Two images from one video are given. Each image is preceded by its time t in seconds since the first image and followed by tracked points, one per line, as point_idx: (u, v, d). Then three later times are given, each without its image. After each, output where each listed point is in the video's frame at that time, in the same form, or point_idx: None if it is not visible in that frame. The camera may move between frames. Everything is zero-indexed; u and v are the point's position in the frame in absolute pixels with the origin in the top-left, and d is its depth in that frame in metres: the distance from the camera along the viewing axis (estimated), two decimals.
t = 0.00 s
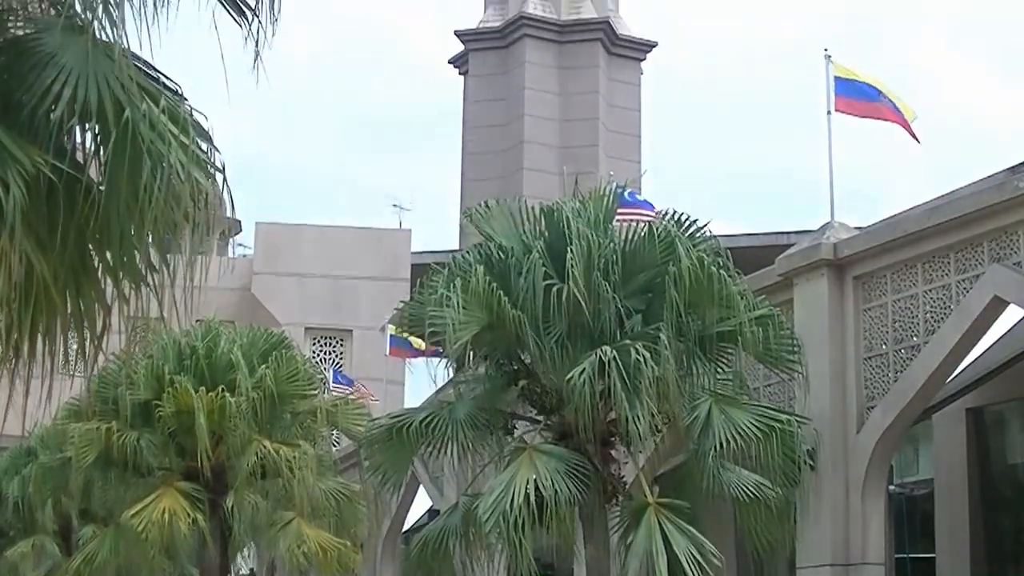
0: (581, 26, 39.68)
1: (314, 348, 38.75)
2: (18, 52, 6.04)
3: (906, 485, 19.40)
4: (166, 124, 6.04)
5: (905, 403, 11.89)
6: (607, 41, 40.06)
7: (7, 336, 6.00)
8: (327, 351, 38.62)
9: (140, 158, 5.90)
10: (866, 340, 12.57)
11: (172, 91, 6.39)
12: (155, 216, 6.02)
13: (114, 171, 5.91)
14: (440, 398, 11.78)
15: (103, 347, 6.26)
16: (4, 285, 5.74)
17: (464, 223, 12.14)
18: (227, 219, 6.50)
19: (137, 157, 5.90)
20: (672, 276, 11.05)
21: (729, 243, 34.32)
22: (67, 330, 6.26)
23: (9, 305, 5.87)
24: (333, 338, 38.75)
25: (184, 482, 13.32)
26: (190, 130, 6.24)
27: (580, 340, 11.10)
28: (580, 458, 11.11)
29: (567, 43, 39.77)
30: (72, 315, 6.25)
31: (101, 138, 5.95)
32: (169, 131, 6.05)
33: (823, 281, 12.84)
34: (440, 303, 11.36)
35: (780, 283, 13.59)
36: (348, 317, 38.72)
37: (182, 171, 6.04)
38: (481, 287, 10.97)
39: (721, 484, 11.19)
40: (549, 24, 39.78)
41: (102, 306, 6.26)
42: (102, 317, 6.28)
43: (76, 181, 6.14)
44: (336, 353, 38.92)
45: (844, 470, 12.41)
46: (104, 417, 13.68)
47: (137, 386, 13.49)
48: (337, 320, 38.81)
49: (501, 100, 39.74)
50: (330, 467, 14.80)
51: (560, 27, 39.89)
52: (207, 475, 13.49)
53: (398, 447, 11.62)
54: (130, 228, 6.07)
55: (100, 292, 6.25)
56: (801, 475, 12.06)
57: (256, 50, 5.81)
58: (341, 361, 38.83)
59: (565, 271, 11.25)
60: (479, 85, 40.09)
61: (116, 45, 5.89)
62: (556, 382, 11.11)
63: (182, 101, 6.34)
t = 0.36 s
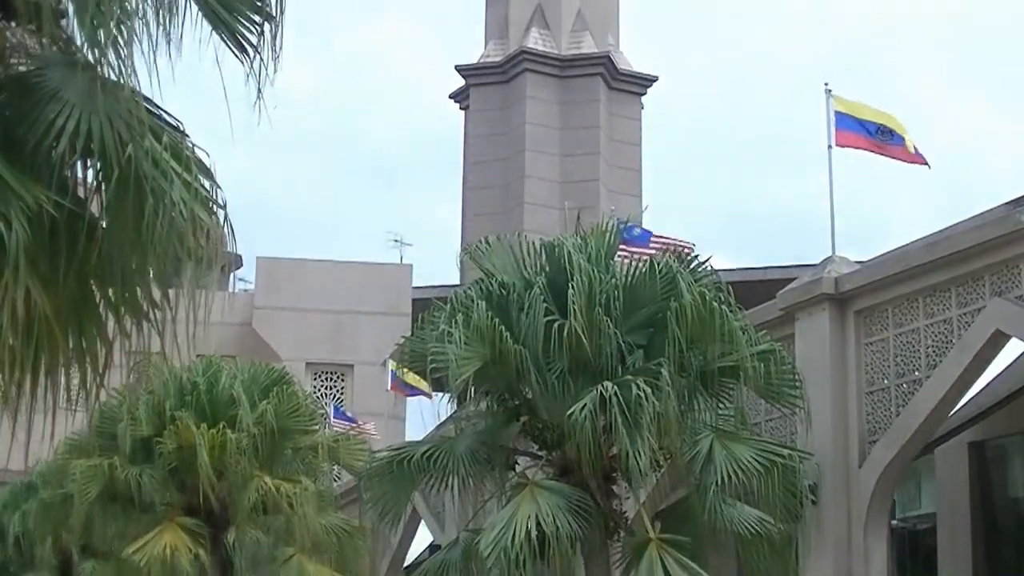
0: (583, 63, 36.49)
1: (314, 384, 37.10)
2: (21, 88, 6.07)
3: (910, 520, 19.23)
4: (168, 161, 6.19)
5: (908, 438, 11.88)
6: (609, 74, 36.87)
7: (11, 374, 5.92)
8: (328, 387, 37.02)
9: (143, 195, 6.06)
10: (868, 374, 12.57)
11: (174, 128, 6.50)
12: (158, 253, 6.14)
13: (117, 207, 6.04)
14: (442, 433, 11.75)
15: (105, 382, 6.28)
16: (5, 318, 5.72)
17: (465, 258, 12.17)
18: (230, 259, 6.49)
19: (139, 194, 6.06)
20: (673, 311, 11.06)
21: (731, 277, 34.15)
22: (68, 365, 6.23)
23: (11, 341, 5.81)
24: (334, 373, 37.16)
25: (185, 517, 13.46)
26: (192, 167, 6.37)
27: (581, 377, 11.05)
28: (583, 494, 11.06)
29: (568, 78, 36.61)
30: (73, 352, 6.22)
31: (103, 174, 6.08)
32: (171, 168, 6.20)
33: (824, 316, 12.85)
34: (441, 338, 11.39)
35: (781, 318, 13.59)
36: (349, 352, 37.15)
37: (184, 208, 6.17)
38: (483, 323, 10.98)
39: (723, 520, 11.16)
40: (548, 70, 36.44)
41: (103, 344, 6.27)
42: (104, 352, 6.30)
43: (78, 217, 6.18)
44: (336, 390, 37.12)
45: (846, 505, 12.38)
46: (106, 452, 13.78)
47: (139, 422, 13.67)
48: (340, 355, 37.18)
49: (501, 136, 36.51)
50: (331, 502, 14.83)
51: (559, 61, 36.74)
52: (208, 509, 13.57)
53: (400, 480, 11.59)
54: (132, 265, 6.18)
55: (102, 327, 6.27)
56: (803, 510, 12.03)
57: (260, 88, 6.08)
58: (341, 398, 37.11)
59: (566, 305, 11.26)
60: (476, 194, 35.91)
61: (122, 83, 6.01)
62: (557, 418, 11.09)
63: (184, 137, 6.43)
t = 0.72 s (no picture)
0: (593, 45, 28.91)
1: (316, 427, 36.43)
2: (23, 131, 5.95)
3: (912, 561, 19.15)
4: (169, 206, 6.01)
5: (909, 479, 11.88)
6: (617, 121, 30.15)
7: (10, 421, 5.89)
8: (330, 429, 36.40)
9: (145, 240, 5.87)
10: (870, 416, 12.58)
11: (176, 174, 6.32)
12: (158, 297, 5.98)
13: (119, 252, 5.89)
14: (443, 477, 11.77)
15: (107, 426, 6.22)
16: (4, 364, 5.67)
17: (465, 303, 12.19)
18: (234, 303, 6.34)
19: (140, 240, 5.87)
20: (675, 354, 11.07)
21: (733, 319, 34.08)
22: (71, 409, 6.17)
23: (11, 384, 5.77)
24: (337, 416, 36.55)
25: (187, 560, 13.51)
26: (193, 211, 6.19)
27: (584, 419, 11.06)
28: (584, 536, 11.00)
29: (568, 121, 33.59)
30: (75, 396, 6.17)
31: (104, 221, 5.92)
32: (172, 212, 6.01)
33: (825, 358, 12.89)
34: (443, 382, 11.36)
35: (781, 361, 13.63)
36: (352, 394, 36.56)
37: (185, 252, 5.99)
38: (483, 366, 11.02)
39: (725, 563, 11.11)
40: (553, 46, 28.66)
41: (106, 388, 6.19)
42: (106, 395, 6.21)
43: (79, 261, 6.04)
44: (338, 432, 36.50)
45: (848, 547, 12.36)
46: (106, 495, 13.78)
47: (140, 466, 13.71)
48: (342, 398, 36.58)
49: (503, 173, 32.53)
50: (332, 545, 14.80)
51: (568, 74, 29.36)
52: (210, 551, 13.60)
53: (401, 523, 11.59)
54: (135, 309, 6.03)
55: (104, 371, 6.19)
56: (805, 553, 11.98)
57: (262, 136, 5.87)
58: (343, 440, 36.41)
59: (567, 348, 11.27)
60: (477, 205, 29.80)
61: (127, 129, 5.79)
62: (558, 461, 11.06)
63: (184, 182, 6.25)
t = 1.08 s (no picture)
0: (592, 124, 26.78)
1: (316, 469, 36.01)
2: (25, 176, 5.93)
3: None
4: (170, 250, 5.98)
5: (911, 524, 11.87)
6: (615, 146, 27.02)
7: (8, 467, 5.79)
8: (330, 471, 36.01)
9: (146, 286, 5.83)
10: (871, 461, 12.61)
11: (177, 218, 6.27)
12: (157, 343, 5.92)
13: (119, 298, 5.84)
14: (443, 522, 11.74)
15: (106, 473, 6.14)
16: (3, 410, 5.59)
17: (466, 349, 12.24)
18: (236, 348, 6.35)
19: (141, 285, 5.82)
20: (676, 398, 11.06)
21: (733, 364, 33.93)
22: (70, 454, 6.07)
23: (10, 428, 5.69)
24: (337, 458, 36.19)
25: None
26: (194, 256, 6.16)
27: (585, 463, 11.03)
28: None
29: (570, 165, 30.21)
30: (74, 440, 6.06)
31: (105, 267, 5.86)
32: (173, 256, 5.97)
33: (826, 403, 12.93)
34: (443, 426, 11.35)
35: (782, 406, 13.66)
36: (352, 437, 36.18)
37: (185, 296, 5.96)
38: (484, 412, 11.01)
39: None
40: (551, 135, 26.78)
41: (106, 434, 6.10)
42: (106, 441, 6.12)
43: (80, 306, 5.93)
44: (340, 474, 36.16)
45: None
46: (106, 539, 13.78)
47: (140, 509, 13.73)
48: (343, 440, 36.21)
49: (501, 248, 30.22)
50: None
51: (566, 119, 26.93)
52: None
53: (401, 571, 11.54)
54: (136, 354, 5.96)
55: (105, 418, 6.09)
56: None
57: (264, 181, 5.90)
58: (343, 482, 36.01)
59: (567, 393, 11.28)
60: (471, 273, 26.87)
61: (125, 169, 5.89)
62: (559, 505, 11.01)
63: (185, 228, 6.22)
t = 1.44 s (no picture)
0: (590, 188, 26.67)
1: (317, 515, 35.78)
2: (25, 223, 5.90)
3: None
4: (173, 298, 5.97)
5: (915, 569, 11.87)
6: (614, 202, 26.88)
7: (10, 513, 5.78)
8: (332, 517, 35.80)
9: (148, 331, 5.86)
10: (874, 505, 12.62)
11: (177, 264, 6.27)
12: (160, 390, 5.91)
13: (122, 344, 5.86)
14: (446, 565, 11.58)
15: (107, 519, 6.12)
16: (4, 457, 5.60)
17: (466, 396, 12.24)
18: (238, 395, 6.38)
19: (143, 331, 5.84)
20: (679, 445, 11.10)
21: (738, 411, 33.77)
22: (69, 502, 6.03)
23: (11, 474, 5.68)
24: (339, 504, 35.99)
25: None
26: (197, 302, 6.13)
27: (587, 509, 11.02)
28: None
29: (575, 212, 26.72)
30: (74, 486, 6.03)
31: (106, 312, 5.90)
32: (176, 304, 5.97)
33: (829, 448, 12.94)
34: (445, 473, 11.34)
35: (784, 450, 13.70)
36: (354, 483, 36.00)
37: (189, 344, 5.95)
38: (485, 460, 11.05)
39: None
40: (551, 200, 26.58)
41: (107, 481, 6.07)
42: (107, 487, 6.10)
43: (82, 354, 5.98)
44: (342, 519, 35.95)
45: None
46: None
47: (140, 555, 13.66)
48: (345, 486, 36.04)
49: (502, 291, 26.66)
50: None
51: (565, 179, 26.80)
52: None
53: None
54: (138, 401, 5.96)
55: (107, 465, 6.08)
56: None
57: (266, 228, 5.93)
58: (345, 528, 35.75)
59: (569, 439, 11.27)
60: (473, 328, 26.57)
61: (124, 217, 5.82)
62: (562, 552, 10.92)
63: (187, 275, 6.22)
